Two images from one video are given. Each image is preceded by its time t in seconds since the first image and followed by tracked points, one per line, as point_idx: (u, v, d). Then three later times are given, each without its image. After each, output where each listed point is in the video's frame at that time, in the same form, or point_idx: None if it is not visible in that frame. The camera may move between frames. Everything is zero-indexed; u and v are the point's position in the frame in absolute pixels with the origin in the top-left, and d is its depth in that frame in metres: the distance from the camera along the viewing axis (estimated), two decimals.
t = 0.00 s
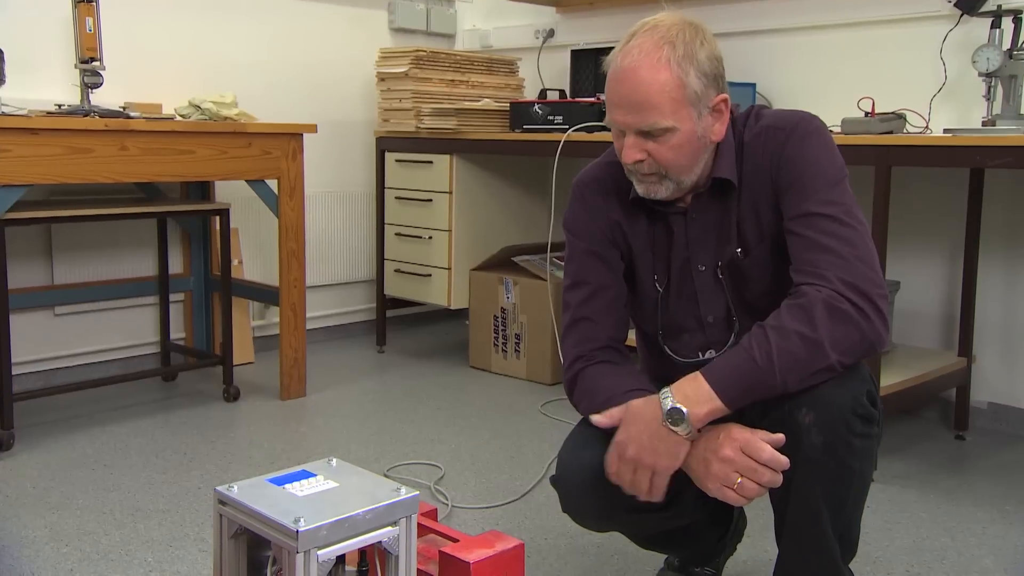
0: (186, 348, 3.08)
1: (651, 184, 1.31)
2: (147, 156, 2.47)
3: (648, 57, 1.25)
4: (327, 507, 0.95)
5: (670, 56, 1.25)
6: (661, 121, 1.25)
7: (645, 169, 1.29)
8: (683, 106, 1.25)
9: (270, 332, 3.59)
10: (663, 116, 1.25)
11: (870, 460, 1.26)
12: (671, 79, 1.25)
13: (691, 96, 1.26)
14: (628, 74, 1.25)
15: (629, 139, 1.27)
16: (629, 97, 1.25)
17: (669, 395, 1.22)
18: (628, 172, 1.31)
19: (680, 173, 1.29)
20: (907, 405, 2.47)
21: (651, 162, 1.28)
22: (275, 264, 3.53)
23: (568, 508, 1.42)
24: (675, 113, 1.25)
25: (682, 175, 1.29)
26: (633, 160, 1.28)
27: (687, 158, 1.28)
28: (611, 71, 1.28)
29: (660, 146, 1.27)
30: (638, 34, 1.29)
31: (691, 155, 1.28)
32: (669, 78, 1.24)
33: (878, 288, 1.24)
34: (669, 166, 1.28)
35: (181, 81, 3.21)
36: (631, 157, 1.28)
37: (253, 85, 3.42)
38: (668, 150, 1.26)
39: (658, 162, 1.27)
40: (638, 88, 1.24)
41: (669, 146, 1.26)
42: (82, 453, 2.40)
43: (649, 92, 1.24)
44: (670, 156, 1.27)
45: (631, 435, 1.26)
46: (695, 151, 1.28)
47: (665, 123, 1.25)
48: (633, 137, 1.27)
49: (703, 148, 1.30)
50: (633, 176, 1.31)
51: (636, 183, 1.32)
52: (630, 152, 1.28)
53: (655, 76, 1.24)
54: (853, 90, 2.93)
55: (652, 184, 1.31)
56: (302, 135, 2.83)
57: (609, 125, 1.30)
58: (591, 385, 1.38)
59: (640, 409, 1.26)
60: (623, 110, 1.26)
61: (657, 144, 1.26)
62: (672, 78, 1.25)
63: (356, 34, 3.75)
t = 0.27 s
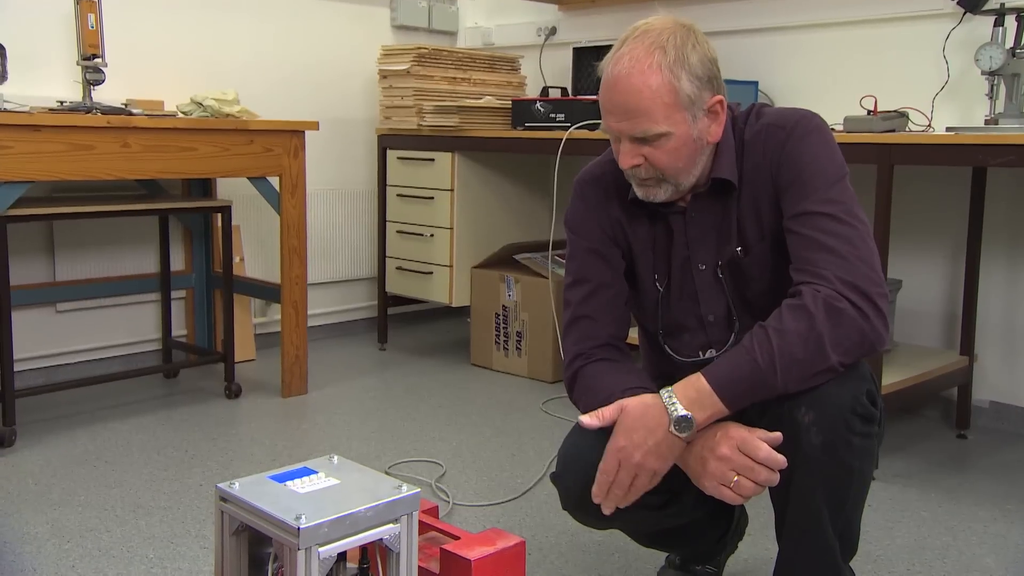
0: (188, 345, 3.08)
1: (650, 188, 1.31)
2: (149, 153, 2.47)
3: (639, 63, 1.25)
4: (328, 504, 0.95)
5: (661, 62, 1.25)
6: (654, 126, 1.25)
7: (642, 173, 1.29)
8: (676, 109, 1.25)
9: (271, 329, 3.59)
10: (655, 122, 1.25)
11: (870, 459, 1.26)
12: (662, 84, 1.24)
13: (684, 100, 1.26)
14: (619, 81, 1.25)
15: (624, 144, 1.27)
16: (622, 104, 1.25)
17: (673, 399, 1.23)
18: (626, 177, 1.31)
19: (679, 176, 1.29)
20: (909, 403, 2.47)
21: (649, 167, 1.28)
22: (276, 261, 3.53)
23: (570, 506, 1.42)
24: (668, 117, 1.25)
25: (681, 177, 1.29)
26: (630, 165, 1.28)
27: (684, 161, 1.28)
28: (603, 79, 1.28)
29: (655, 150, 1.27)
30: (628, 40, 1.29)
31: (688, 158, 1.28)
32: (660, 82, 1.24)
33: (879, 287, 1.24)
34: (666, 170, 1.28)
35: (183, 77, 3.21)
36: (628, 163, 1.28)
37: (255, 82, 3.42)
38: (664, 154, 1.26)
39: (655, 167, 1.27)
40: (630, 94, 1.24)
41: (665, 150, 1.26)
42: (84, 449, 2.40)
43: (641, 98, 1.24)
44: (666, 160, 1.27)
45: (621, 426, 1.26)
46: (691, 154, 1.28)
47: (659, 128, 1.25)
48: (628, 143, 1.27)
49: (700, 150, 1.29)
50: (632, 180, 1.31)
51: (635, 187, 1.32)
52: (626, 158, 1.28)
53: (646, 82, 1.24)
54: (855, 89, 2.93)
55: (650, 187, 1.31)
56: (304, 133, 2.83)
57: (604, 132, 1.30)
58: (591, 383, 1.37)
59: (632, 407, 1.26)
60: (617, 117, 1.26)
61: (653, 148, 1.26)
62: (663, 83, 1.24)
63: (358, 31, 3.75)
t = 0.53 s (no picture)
0: (187, 343, 3.08)
1: (646, 183, 1.31)
2: (147, 151, 2.47)
3: (633, 56, 1.26)
4: (327, 502, 0.95)
5: (655, 54, 1.26)
6: (647, 118, 1.25)
7: (637, 166, 1.29)
8: (669, 102, 1.26)
9: (270, 328, 3.59)
10: (649, 113, 1.25)
11: (869, 457, 1.26)
12: (656, 76, 1.25)
13: (678, 93, 1.26)
14: (613, 73, 1.26)
15: (619, 137, 1.28)
16: (616, 96, 1.26)
17: (669, 391, 1.22)
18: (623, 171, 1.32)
19: (674, 169, 1.29)
20: (907, 403, 2.47)
21: (643, 160, 1.28)
22: (275, 260, 3.53)
23: (569, 504, 1.42)
24: (661, 109, 1.25)
25: (676, 171, 1.29)
26: (625, 158, 1.29)
27: (679, 154, 1.28)
28: (598, 72, 1.29)
29: (649, 143, 1.27)
30: (624, 34, 1.30)
31: (683, 151, 1.28)
32: (654, 74, 1.25)
33: (880, 287, 1.24)
34: (661, 163, 1.28)
35: (182, 76, 3.21)
36: (623, 156, 1.28)
37: (254, 81, 3.42)
38: (658, 147, 1.27)
39: (650, 160, 1.28)
40: (623, 86, 1.25)
41: (659, 142, 1.27)
42: (82, 447, 2.40)
43: (634, 89, 1.25)
44: (660, 153, 1.27)
45: (632, 433, 1.27)
46: (686, 147, 1.28)
47: (652, 120, 1.25)
48: (622, 135, 1.28)
49: (696, 144, 1.29)
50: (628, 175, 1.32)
51: (632, 182, 1.32)
52: (621, 151, 1.28)
53: (639, 74, 1.25)
54: (854, 88, 2.92)
55: (647, 183, 1.31)
56: (303, 131, 2.83)
57: (600, 126, 1.31)
58: (588, 382, 1.38)
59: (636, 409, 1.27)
60: (611, 110, 1.27)
61: (647, 141, 1.27)
62: (656, 75, 1.25)
63: (357, 29, 3.75)
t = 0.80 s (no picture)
0: (186, 342, 3.08)
1: (631, 185, 1.32)
2: (147, 149, 2.47)
3: (605, 63, 1.26)
4: (327, 501, 0.95)
5: (626, 60, 1.26)
6: (623, 123, 1.26)
7: (619, 171, 1.30)
8: (644, 106, 1.26)
9: (269, 327, 3.59)
10: (623, 119, 1.25)
11: (876, 457, 1.26)
12: (629, 81, 1.25)
13: (652, 96, 1.26)
14: (586, 82, 1.27)
15: (598, 144, 1.29)
16: (590, 104, 1.27)
17: (677, 389, 1.22)
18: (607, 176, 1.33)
19: (657, 171, 1.29)
20: (907, 402, 2.47)
21: (625, 163, 1.29)
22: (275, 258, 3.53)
23: (581, 504, 1.42)
24: (636, 114, 1.25)
25: (659, 173, 1.29)
26: (606, 164, 1.30)
27: (658, 157, 1.28)
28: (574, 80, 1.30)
29: (628, 147, 1.27)
30: (598, 41, 1.30)
31: (663, 154, 1.28)
32: (626, 80, 1.25)
33: (882, 279, 1.24)
34: (642, 166, 1.28)
35: (181, 74, 3.21)
36: (605, 160, 1.29)
37: (253, 79, 3.41)
38: (636, 151, 1.27)
39: (631, 163, 1.28)
40: (596, 94, 1.26)
41: (637, 146, 1.27)
42: (81, 446, 2.40)
43: (607, 97, 1.25)
44: (639, 156, 1.27)
45: (648, 432, 1.27)
46: (666, 149, 1.28)
47: (628, 125, 1.26)
48: (601, 142, 1.29)
49: (676, 145, 1.29)
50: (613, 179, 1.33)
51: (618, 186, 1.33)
52: (601, 157, 1.29)
53: (611, 81, 1.25)
54: (854, 87, 2.92)
55: (632, 186, 1.32)
56: (303, 129, 2.83)
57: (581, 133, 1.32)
58: (601, 380, 1.39)
59: (653, 408, 1.26)
60: (587, 118, 1.28)
61: (625, 145, 1.27)
62: (628, 80, 1.25)
63: (357, 28, 3.75)
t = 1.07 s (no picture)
0: (185, 343, 3.08)
1: (618, 196, 1.33)
2: (146, 151, 2.47)
3: (575, 81, 1.28)
4: (327, 502, 0.95)
5: (595, 76, 1.27)
6: (597, 138, 1.27)
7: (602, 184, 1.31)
8: (617, 119, 1.26)
9: (268, 328, 3.59)
10: (597, 134, 1.26)
11: (884, 457, 1.26)
12: (600, 97, 1.26)
13: (625, 109, 1.27)
14: (559, 101, 1.29)
15: (578, 160, 1.30)
16: (564, 122, 1.28)
17: (690, 388, 1.22)
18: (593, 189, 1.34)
19: (639, 181, 1.30)
20: (906, 402, 2.47)
21: (606, 177, 1.30)
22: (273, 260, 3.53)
23: (598, 504, 1.42)
24: (609, 128, 1.26)
25: (641, 182, 1.30)
26: (587, 178, 1.31)
27: (638, 168, 1.28)
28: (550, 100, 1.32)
29: (607, 160, 1.28)
30: (569, 59, 1.32)
31: (642, 164, 1.29)
32: (596, 96, 1.26)
33: (887, 273, 1.24)
34: (623, 178, 1.29)
35: (180, 75, 3.21)
36: (586, 176, 1.31)
37: (252, 80, 3.41)
38: (614, 164, 1.28)
39: (612, 176, 1.29)
40: (569, 112, 1.27)
41: (614, 159, 1.28)
42: (81, 448, 2.40)
43: (579, 114, 1.27)
44: (618, 169, 1.28)
45: (664, 436, 1.27)
46: (645, 159, 1.29)
47: (602, 139, 1.27)
48: (580, 157, 1.30)
49: (655, 154, 1.29)
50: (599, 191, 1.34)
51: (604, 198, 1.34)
52: (583, 171, 1.31)
53: (581, 98, 1.27)
54: (853, 87, 2.92)
55: (618, 196, 1.33)
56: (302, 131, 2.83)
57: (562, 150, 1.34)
58: (614, 381, 1.39)
59: (668, 408, 1.27)
60: (563, 135, 1.29)
61: (604, 159, 1.28)
62: (598, 96, 1.26)
63: (356, 29, 3.75)
